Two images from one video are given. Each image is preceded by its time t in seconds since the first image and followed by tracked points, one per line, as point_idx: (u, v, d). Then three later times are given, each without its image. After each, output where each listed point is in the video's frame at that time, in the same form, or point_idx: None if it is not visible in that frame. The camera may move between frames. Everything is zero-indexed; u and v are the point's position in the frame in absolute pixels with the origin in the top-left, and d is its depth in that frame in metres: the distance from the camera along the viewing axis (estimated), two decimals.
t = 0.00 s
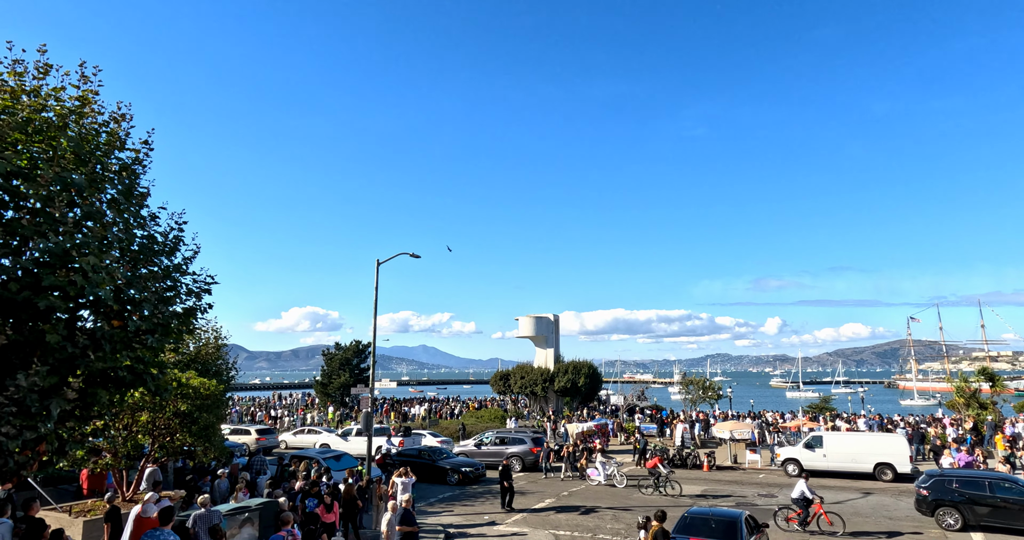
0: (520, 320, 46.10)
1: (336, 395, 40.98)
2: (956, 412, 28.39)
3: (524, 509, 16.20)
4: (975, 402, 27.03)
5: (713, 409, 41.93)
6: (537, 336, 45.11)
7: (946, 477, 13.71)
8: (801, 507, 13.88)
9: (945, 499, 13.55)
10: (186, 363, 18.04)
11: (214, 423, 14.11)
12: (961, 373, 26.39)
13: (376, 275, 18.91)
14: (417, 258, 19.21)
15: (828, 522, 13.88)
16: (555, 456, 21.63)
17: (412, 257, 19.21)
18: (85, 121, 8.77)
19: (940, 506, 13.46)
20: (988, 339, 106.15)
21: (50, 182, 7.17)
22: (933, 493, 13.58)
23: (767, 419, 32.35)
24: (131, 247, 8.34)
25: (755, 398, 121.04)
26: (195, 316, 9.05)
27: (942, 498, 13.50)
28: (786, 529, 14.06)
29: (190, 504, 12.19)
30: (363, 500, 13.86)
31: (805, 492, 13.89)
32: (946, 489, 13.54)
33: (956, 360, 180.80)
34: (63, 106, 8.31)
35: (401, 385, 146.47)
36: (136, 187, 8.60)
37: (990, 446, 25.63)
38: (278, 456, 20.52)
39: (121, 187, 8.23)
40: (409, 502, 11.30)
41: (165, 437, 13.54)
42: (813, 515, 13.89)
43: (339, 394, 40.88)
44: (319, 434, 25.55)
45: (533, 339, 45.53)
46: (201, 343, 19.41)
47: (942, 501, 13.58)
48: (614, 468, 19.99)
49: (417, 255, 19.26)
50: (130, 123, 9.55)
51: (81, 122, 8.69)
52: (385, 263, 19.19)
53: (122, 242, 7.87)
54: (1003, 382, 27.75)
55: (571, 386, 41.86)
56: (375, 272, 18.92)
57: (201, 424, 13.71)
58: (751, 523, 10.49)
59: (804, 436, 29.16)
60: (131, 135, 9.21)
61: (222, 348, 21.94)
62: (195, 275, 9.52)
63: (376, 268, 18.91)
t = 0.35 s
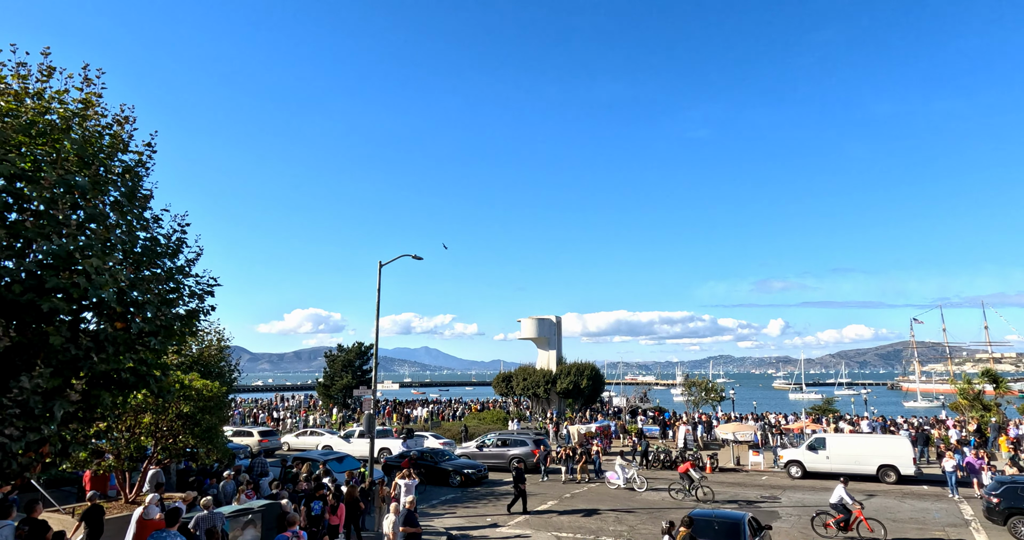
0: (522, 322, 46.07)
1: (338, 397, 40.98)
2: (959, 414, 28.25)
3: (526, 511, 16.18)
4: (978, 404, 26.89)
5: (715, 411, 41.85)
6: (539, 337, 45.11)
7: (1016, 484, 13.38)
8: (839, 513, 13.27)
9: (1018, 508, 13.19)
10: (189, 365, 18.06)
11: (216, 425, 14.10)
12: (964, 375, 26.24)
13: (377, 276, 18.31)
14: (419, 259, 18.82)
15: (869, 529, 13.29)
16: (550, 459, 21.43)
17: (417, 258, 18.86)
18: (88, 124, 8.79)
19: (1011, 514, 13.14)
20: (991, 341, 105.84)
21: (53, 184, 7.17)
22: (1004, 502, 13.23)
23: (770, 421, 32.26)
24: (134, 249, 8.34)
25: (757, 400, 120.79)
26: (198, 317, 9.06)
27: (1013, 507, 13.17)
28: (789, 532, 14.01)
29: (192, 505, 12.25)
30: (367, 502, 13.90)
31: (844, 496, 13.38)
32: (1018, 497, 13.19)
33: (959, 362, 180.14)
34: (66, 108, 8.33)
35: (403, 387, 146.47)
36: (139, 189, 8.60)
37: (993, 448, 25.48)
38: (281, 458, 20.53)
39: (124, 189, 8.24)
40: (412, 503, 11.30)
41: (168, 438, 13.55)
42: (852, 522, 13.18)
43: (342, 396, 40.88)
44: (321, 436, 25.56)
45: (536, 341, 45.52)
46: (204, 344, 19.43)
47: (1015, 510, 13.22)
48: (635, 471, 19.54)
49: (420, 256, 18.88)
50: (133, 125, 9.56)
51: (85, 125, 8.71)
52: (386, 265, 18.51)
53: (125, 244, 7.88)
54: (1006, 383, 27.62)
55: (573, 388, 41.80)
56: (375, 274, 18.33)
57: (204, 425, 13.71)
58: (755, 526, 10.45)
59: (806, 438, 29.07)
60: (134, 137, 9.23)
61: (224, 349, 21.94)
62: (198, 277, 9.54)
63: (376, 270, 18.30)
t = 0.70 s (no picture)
0: (521, 324, 46.06)
1: (338, 400, 40.94)
2: (959, 416, 28.25)
3: (526, 513, 16.17)
4: (977, 406, 26.88)
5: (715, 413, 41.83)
6: (539, 340, 45.11)
7: None
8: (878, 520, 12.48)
9: None
10: (188, 367, 18.04)
11: (216, 427, 14.06)
12: (964, 377, 26.23)
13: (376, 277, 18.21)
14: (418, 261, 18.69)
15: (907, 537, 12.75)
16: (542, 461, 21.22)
17: (416, 259, 18.64)
18: (87, 126, 8.80)
19: None
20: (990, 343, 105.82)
21: (52, 186, 7.16)
22: None
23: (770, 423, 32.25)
24: (133, 251, 8.34)
25: (757, 402, 120.69)
26: (197, 319, 9.05)
27: None
28: (787, 534, 14.01)
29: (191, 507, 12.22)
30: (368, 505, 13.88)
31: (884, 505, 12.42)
32: None
33: (959, 364, 180.18)
34: (65, 110, 8.33)
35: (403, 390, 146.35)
36: (138, 191, 8.59)
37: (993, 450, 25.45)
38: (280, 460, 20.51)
39: (123, 191, 8.23)
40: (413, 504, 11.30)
41: (167, 440, 13.51)
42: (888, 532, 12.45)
43: (341, 398, 40.83)
44: (320, 438, 25.53)
45: (535, 343, 45.51)
46: (203, 346, 19.42)
47: None
48: (652, 475, 19.25)
49: (418, 258, 18.70)
50: (132, 127, 9.56)
51: (84, 127, 8.71)
52: (386, 267, 18.38)
53: (124, 246, 7.88)
54: (1005, 385, 27.62)
55: (573, 390, 41.78)
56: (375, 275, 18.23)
57: (203, 427, 13.67)
58: (755, 528, 10.44)
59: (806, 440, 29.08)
60: (133, 139, 9.22)
61: (223, 351, 21.93)
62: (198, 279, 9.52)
63: (376, 270, 18.16)
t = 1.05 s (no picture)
0: (521, 325, 46.05)
1: (337, 401, 40.94)
2: (957, 417, 28.24)
3: (524, 514, 16.18)
4: (976, 407, 26.88)
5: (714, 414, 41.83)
6: (538, 341, 45.09)
7: None
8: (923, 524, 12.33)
9: None
10: (187, 368, 18.02)
11: (214, 428, 14.03)
12: (963, 378, 26.22)
13: (376, 280, 18.13)
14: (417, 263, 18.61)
15: None
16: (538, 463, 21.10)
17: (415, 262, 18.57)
18: (86, 126, 8.79)
19: None
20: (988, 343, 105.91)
21: (50, 187, 7.14)
22: None
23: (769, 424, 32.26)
24: (132, 252, 8.33)
25: (756, 403, 120.63)
26: (196, 320, 9.04)
27: None
28: (785, 535, 14.03)
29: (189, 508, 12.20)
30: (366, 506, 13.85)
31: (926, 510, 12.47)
32: None
33: (958, 365, 180.14)
34: (64, 111, 8.33)
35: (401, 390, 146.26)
36: (136, 192, 8.58)
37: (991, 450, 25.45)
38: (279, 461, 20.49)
39: (122, 192, 8.22)
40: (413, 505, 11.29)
41: (165, 441, 13.49)
42: None
43: (340, 399, 40.83)
44: (319, 439, 25.52)
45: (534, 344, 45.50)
46: (201, 347, 19.40)
47: None
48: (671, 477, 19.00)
49: (418, 260, 18.63)
50: (131, 128, 9.55)
51: (83, 128, 8.70)
52: (385, 268, 18.34)
53: (122, 246, 7.87)
54: (1004, 386, 27.61)
55: (572, 391, 41.76)
56: (374, 277, 18.15)
57: (202, 428, 13.64)
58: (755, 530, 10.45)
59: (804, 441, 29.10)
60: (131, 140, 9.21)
61: (222, 352, 21.91)
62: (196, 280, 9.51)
63: (376, 272, 18.10)
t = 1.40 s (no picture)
0: (523, 325, 46.03)
1: (340, 401, 40.98)
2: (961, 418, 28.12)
3: (527, 514, 16.20)
4: (980, 407, 26.76)
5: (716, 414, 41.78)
6: (540, 341, 45.09)
7: None
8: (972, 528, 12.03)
9: None
10: (190, 368, 18.07)
11: (217, 427, 14.05)
12: (966, 378, 26.11)
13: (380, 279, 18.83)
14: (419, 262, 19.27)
15: None
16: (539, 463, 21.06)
17: (416, 259, 19.23)
18: (90, 127, 8.82)
19: None
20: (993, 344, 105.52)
21: (54, 187, 7.16)
22: None
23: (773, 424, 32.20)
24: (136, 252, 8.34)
25: (759, 403, 120.52)
26: (199, 320, 9.06)
27: None
28: (788, 534, 13.99)
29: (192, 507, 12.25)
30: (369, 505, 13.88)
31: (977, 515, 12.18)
32: None
33: (962, 365, 179.63)
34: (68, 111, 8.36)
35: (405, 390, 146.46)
36: (140, 193, 8.59)
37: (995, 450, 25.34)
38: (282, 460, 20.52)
39: (126, 192, 8.24)
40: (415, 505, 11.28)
41: (169, 441, 13.51)
42: None
43: (343, 398, 40.88)
44: (321, 439, 25.53)
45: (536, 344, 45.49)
46: (205, 347, 19.45)
47: None
48: (694, 476, 18.69)
49: (420, 259, 19.33)
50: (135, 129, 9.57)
51: (86, 128, 8.73)
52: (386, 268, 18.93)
53: (126, 246, 7.90)
54: (1007, 386, 27.50)
55: (574, 391, 41.72)
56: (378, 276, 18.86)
57: (205, 428, 13.66)
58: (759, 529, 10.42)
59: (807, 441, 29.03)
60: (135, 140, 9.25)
61: (225, 352, 21.97)
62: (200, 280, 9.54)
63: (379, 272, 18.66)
